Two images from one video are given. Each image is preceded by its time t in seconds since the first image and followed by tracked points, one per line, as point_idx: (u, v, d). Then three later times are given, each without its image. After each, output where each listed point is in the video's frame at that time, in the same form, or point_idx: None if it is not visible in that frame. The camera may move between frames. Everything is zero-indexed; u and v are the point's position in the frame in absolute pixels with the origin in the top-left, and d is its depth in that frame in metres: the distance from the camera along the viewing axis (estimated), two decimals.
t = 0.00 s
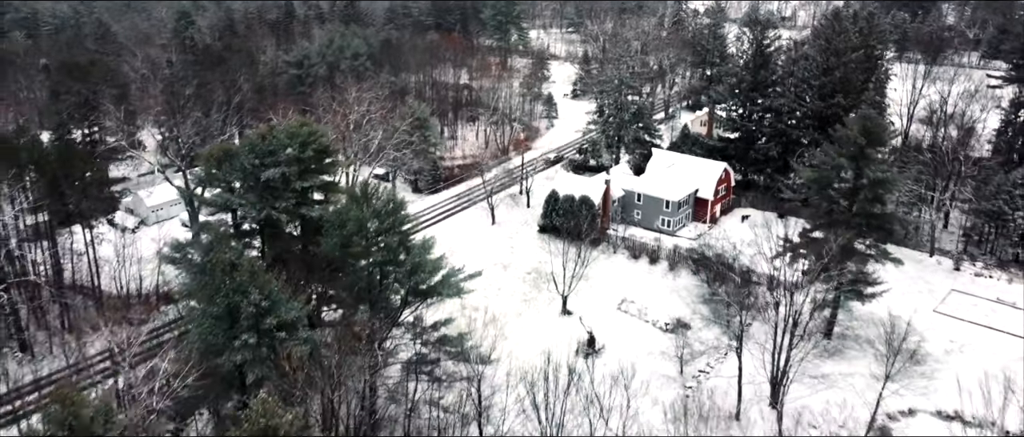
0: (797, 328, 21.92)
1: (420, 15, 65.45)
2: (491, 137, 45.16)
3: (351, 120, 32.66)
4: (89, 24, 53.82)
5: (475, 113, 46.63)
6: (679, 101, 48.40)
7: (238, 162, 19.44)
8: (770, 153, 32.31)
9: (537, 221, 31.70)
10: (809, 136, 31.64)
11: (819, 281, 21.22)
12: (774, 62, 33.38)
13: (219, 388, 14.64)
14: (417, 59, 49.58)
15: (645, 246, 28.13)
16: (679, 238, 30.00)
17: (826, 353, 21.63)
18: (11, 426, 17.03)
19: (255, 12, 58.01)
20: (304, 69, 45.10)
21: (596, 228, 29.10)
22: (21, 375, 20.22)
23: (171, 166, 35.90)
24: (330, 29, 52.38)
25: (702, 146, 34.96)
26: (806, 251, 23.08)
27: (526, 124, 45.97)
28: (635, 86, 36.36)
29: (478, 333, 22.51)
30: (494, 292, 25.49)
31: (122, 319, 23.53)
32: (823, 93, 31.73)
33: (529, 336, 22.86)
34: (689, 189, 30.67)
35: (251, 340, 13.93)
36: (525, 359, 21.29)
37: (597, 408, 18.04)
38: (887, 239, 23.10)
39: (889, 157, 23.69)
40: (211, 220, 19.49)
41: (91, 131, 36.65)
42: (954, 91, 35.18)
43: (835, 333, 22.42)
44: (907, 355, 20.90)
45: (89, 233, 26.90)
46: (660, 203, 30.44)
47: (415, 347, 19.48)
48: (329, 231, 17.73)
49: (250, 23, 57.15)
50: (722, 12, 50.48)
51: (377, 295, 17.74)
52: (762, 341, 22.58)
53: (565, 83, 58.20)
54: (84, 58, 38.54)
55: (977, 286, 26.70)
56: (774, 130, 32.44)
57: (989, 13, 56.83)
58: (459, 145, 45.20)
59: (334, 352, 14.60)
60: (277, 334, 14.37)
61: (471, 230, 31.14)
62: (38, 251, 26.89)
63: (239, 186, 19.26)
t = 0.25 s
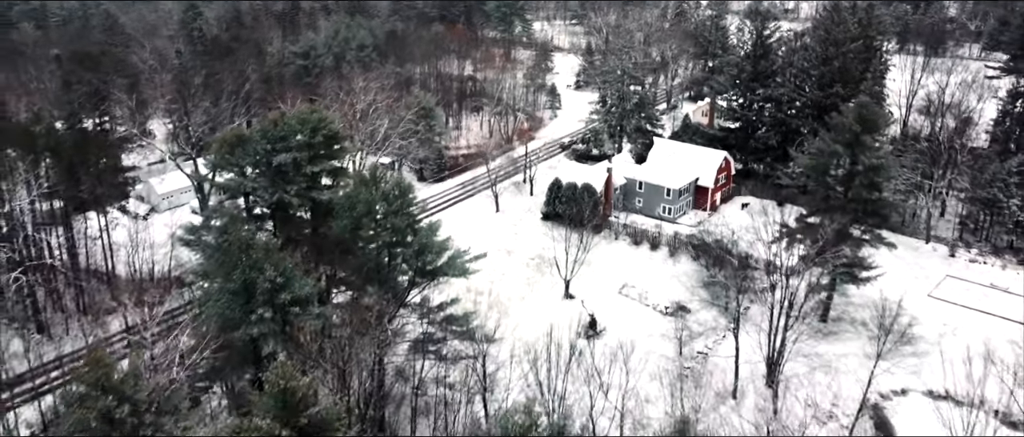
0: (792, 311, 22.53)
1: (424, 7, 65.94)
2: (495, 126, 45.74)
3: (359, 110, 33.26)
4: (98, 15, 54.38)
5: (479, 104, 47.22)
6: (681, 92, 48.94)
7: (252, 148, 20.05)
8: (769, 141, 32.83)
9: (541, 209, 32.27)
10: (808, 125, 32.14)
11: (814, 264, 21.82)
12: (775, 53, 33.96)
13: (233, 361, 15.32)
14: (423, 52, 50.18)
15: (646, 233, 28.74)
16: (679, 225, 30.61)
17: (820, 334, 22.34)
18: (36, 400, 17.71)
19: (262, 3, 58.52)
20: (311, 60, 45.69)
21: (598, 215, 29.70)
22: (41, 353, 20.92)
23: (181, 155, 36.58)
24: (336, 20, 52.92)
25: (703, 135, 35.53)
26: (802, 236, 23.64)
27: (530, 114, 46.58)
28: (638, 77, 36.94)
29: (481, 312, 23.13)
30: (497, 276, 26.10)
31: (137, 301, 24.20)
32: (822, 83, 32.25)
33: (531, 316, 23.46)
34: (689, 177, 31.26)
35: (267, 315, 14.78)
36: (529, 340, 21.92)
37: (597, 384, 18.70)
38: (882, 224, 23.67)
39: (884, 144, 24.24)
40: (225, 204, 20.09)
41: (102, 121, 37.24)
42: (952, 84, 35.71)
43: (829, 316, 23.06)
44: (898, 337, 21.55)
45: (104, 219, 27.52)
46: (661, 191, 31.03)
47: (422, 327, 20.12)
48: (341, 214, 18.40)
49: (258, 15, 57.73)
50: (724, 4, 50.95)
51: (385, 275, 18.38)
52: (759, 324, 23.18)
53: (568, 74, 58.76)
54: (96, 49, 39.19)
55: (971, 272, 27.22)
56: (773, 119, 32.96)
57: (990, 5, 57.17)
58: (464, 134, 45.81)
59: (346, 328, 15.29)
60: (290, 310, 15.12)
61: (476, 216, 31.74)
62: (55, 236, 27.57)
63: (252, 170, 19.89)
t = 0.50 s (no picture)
0: (788, 291, 23.20)
1: None
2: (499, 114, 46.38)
3: (367, 97, 33.93)
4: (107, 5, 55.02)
5: (484, 93, 47.86)
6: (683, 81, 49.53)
7: (265, 131, 20.77)
8: (769, 129, 33.42)
9: (544, 195, 32.92)
10: (807, 113, 32.74)
11: (809, 246, 22.48)
12: (775, 43, 34.53)
13: (251, 331, 16.24)
14: (428, 41, 50.77)
15: (647, 217, 29.40)
16: (680, 210, 31.26)
17: (815, 314, 23.03)
18: (61, 371, 18.52)
19: None
20: (318, 49, 46.32)
21: (600, 200, 30.36)
22: (62, 329, 21.71)
23: (192, 141, 37.32)
24: (342, 10, 53.52)
25: (704, 123, 36.15)
26: (798, 219, 24.30)
27: (534, 103, 47.20)
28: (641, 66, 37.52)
29: (485, 292, 23.82)
30: (501, 258, 26.79)
31: (152, 281, 24.95)
32: (821, 72, 32.84)
33: (534, 296, 24.16)
34: (690, 164, 31.89)
35: (282, 287, 15.51)
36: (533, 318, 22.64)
37: (598, 359, 19.38)
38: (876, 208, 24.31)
39: (879, 130, 24.88)
40: (239, 185, 20.80)
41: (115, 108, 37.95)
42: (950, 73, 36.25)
43: (824, 297, 23.73)
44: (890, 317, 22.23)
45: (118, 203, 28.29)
46: (662, 177, 31.68)
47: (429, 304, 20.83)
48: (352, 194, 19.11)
49: (265, 5, 58.33)
50: None
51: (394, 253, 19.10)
52: (756, 304, 23.85)
53: (571, 64, 59.32)
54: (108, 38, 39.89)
55: (965, 255, 27.77)
56: (773, 107, 33.56)
57: None
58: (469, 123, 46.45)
59: (358, 302, 16.04)
60: (305, 282, 15.85)
61: (481, 202, 32.40)
62: (71, 219, 28.39)
63: (265, 153, 20.61)
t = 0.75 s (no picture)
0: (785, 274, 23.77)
1: None
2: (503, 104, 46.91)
3: (373, 86, 34.47)
4: None
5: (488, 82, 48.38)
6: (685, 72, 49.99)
7: (276, 117, 21.31)
8: (769, 118, 33.94)
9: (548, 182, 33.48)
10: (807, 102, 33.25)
11: (806, 230, 23.04)
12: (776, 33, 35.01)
13: (264, 309, 16.93)
14: (433, 32, 51.23)
15: (648, 204, 29.96)
16: (681, 197, 31.84)
17: (811, 297, 23.60)
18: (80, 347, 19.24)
19: None
20: (324, 40, 46.82)
21: (603, 187, 30.93)
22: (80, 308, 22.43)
23: (201, 129, 37.95)
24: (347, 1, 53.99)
25: (706, 112, 36.69)
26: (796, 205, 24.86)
27: (538, 93, 47.72)
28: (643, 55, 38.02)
29: (490, 274, 24.40)
30: (505, 243, 27.38)
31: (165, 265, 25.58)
32: (820, 62, 33.33)
33: (537, 279, 24.76)
34: (691, 152, 32.45)
35: (296, 264, 16.26)
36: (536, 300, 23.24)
37: (599, 338, 19.98)
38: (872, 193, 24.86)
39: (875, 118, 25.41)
40: (251, 169, 21.41)
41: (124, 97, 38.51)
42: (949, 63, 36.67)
43: (821, 280, 24.29)
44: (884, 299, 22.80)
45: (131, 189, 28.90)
46: (663, 164, 32.24)
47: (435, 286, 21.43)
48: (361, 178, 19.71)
49: None
50: None
51: (402, 235, 19.74)
52: (755, 288, 24.41)
53: (575, 55, 59.76)
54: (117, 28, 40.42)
55: (960, 242, 28.23)
56: (773, 96, 34.08)
57: None
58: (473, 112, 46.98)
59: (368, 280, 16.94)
60: (318, 260, 16.60)
61: (486, 189, 32.99)
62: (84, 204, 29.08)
63: (276, 138, 21.20)
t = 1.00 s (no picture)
0: (782, 255, 24.41)
1: None
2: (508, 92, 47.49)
3: (381, 74, 35.06)
4: None
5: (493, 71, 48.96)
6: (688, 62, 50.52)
7: (288, 101, 21.93)
8: (769, 105, 34.50)
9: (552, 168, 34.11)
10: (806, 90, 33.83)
11: (803, 213, 23.67)
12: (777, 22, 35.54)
13: (280, 282, 17.74)
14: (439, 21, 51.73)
15: (649, 189, 30.58)
16: (682, 183, 32.47)
17: (807, 279, 24.28)
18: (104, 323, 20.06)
19: None
20: (331, 29, 47.37)
21: (606, 173, 31.57)
22: (98, 287, 23.18)
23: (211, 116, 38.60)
24: None
25: (707, 100, 37.27)
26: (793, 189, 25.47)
27: (542, 82, 48.29)
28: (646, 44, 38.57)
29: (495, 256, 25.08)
30: (510, 226, 28.06)
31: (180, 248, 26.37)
32: (820, 50, 33.89)
33: (542, 260, 25.44)
34: (692, 139, 33.05)
35: (309, 239, 17.07)
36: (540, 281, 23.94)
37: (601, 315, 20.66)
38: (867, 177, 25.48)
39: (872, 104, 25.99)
40: (263, 152, 22.06)
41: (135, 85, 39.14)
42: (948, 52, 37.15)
43: (817, 262, 24.94)
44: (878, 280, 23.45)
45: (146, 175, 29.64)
46: (665, 151, 32.87)
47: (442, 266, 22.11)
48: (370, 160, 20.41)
49: None
50: None
51: (410, 215, 20.45)
52: (753, 270, 25.05)
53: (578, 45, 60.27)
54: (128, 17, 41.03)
55: (955, 226, 28.76)
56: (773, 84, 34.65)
57: None
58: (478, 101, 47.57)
59: (378, 255, 17.95)
60: (330, 236, 17.40)
61: (491, 174, 33.64)
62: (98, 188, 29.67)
63: (288, 121, 21.84)
